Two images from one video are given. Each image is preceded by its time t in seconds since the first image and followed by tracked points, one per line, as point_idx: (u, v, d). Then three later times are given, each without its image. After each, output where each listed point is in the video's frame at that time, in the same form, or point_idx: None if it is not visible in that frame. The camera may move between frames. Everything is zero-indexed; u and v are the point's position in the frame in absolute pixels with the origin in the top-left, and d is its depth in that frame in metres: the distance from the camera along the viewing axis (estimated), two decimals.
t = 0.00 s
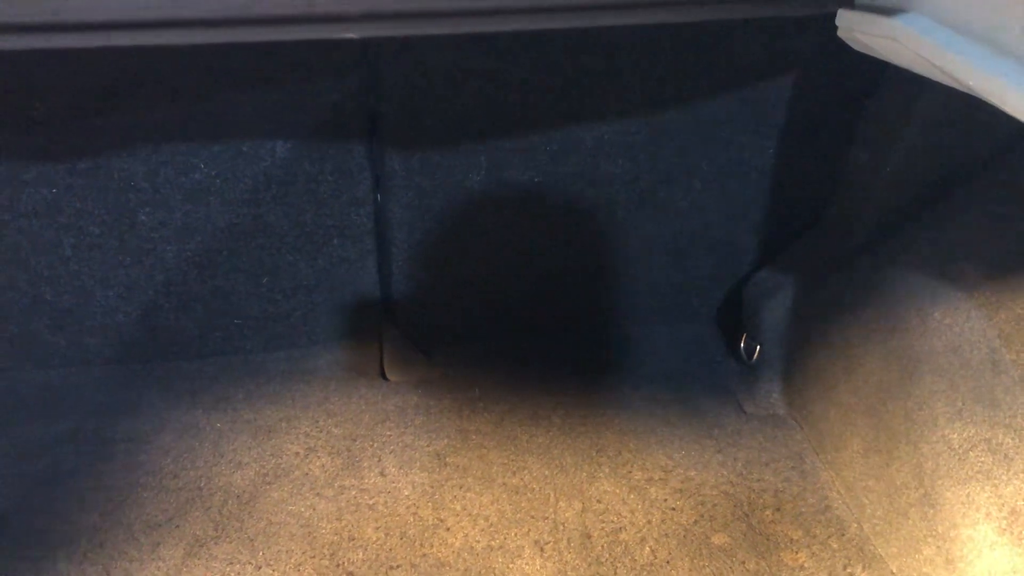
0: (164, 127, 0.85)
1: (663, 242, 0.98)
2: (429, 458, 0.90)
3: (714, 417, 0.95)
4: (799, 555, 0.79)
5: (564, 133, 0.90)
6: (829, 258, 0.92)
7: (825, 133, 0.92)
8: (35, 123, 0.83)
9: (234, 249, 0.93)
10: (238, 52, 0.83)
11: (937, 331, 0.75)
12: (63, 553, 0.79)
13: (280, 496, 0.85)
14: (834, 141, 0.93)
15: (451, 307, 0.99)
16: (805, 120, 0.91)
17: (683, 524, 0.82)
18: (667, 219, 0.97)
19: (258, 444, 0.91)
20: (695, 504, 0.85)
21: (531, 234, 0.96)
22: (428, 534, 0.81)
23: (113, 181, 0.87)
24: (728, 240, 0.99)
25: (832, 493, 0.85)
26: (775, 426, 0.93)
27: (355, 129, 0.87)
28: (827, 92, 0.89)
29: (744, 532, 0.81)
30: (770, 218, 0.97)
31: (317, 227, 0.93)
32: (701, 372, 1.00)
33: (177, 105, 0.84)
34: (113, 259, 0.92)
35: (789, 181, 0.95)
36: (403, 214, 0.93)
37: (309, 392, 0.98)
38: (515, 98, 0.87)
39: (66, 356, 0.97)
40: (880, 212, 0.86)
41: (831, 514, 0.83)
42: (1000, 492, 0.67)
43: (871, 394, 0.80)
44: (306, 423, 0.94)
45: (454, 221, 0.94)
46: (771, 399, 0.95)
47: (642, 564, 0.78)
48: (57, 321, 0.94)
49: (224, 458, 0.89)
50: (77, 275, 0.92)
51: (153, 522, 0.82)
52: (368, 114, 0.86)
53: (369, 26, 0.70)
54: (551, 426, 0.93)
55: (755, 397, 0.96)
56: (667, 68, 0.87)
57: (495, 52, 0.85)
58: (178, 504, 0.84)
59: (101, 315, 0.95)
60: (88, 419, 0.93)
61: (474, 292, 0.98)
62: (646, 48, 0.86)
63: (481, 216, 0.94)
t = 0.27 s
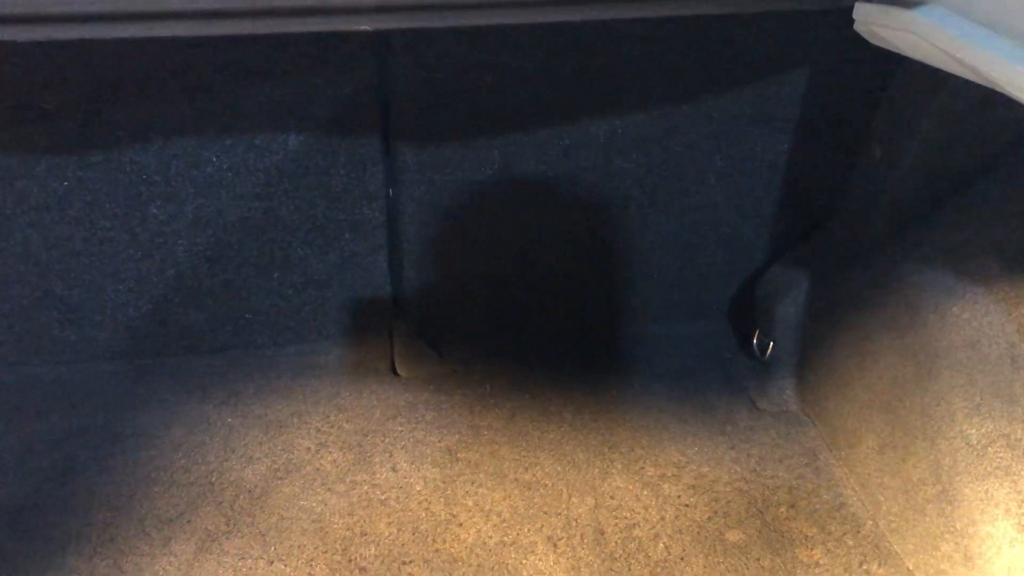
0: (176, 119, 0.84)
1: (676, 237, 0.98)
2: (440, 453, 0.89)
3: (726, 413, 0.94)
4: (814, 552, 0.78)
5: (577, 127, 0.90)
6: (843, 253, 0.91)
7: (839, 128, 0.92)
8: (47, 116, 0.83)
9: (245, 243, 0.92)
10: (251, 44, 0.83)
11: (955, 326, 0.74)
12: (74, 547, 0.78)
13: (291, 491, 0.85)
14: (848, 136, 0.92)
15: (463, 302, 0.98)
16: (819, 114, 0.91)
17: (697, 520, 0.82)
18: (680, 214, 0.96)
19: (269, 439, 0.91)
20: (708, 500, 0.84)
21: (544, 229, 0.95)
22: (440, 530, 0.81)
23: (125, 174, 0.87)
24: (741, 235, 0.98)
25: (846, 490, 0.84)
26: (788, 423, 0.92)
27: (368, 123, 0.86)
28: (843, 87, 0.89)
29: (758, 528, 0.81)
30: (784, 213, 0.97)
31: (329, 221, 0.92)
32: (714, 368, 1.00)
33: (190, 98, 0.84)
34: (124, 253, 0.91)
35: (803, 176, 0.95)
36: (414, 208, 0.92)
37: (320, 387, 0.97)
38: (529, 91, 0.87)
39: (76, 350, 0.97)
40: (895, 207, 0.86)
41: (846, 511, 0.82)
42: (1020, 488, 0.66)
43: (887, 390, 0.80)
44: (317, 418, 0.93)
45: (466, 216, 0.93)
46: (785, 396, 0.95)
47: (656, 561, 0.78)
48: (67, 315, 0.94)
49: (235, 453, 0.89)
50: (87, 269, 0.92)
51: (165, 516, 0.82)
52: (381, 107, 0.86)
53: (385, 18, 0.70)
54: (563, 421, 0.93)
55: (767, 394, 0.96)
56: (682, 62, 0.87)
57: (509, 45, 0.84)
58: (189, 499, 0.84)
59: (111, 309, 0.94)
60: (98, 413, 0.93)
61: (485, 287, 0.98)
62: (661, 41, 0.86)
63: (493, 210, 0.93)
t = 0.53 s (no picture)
0: (192, 119, 0.84)
1: (692, 239, 0.97)
2: (454, 455, 0.89)
3: (743, 416, 0.93)
4: (832, 557, 0.77)
5: (593, 127, 0.89)
6: (862, 254, 0.91)
7: (858, 129, 0.91)
8: (63, 115, 0.83)
9: (259, 243, 0.92)
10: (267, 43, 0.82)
11: (977, 329, 0.74)
12: (87, 548, 0.78)
13: (304, 492, 0.84)
14: (867, 136, 0.91)
15: (477, 303, 0.98)
16: (838, 114, 0.90)
17: (713, 525, 0.81)
18: (696, 215, 0.96)
19: (283, 440, 0.90)
20: (725, 504, 0.83)
21: (559, 230, 0.95)
22: (455, 533, 0.80)
23: (139, 173, 0.87)
24: (758, 236, 0.97)
25: (864, 495, 0.83)
26: (805, 426, 0.91)
27: (383, 122, 0.86)
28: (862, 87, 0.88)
29: (774, 533, 0.80)
30: (801, 215, 0.96)
31: (343, 220, 0.92)
32: (730, 370, 0.99)
33: (205, 98, 0.83)
34: (138, 252, 0.91)
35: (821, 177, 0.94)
36: (429, 208, 0.92)
37: (333, 387, 0.97)
38: (546, 91, 0.86)
39: (89, 350, 0.96)
40: (915, 208, 0.85)
41: (864, 516, 0.81)
42: None
43: (906, 394, 0.79)
44: (330, 419, 0.93)
45: (480, 216, 0.93)
46: (801, 399, 0.94)
47: (672, 566, 0.77)
48: (80, 314, 0.94)
49: (248, 454, 0.89)
50: (101, 268, 0.91)
51: (178, 517, 0.81)
52: (397, 107, 0.85)
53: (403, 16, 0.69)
54: (578, 424, 0.92)
55: (784, 396, 0.95)
56: (700, 62, 0.86)
57: (526, 43, 0.84)
58: (203, 499, 0.83)
59: (125, 308, 0.94)
60: (110, 412, 0.93)
61: (500, 288, 0.97)
62: (679, 41, 0.85)
63: (509, 210, 0.93)
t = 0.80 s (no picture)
0: (214, 123, 0.84)
1: (711, 244, 0.97)
2: (473, 461, 0.88)
3: (762, 423, 0.93)
4: (854, 566, 0.77)
5: (615, 132, 0.89)
6: (882, 261, 0.90)
7: (880, 135, 0.90)
8: (86, 119, 0.83)
9: (279, 247, 0.92)
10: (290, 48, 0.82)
11: (1003, 337, 0.73)
12: (108, 551, 0.78)
13: (324, 497, 0.84)
14: (889, 143, 0.91)
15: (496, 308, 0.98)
16: (861, 121, 0.90)
17: (733, 532, 0.80)
18: (716, 221, 0.95)
19: (302, 444, 0.90)
20: (745, 511, 0.83)
21: (579, 235, 0.94)
22: (475, 538, 0.80)
23: (161, 177, 0.87)
24: (777, 242, 0.97)
25: (885, 503, 0.83)
26: (824, 433, 0.91)
27: (405, 127, 0.86)
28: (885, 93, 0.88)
29: (796, 541, 0.79)
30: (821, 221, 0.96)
31: (363, 225, 0.92)
32: (748, 377, 0.99)
33: (228, 103, 0.84)
34: (158, 255, 0.91)
35: (841, 183, 0.93)
36: (450, 213, 0.92)
37: (351, 391, 0.97)
38: (567, 97, 0.86)
39: (109, 352, 0.97)
40: (937, 215, 0.84)
41: (885, 525, 0.80)
42: None
43: (929, 402, 0.78)
44: (349, 423, 0.93)
45: (500, 221, 0.93)
46: (820, 406, 0.93)
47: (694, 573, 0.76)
48: (100, 317, 0.94)
49: (268, 458, 0.88)
50: (121, 272, 0.92)
51: (198, 520, 0.81)
52: (419, 112, 0.85)
53: (426, 23, 0.68)
54: (597, 429, 0.92)
55: (803, 403, 0.94)
56: (722, 68, 0.86)
57: (548, 49, 0.84)
58: (222, 503, 0.83)
59: (145, 311, 0.94)
60: (130, 415, 0.93)
61: (519, 293, 0.97)
62: (701, 47, 0.85)
63: (528, 216, 0.93)
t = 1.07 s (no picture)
0: (243, 127, 0.85)
1: (737, 251, 0.97)
2: (498, 466, 0.88)
3: (786, 430, 0.93)
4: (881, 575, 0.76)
5: (642, 138, 0.89)
6: (909, 269, 0.90)
7: (908, 143, 0.90)
8: (117, 122, 0.84)
9: (306, 251, 0.92)
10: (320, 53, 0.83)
11: None
12: (136, 552, 0.78)
13: (350, 500, 0.84)
14: (917, 151, 0.91)
15: (521, 313, 0.98)
16: (889, 128, 0.89)
17: (759, 540, 0.80)
18: (742, 227, 0.95)
19: (327, 448, 0.90)
20: (771, 519, 0.82)
21: (604, 241, 0.94)
22: (501, 544, 0.80)
23: (191, 180, 0.87)
24: (803, 250, 0.97)
25: (911, 512, 0.82)
26: (849, 441, 0.91)
27: (433, 132, 0.86)
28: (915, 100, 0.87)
29: (822, 549, 0.79)
30: (848, 228, 0.95)
31: (390, 229, 0.92)
32: (772, 383, 0.98)
33: (258, 107, 0.84)
34: (186, 258, 0.92)
35: (869, 190, 0.93)
36: (476, 218, 0.92)
37: (375, 395, 0.97)
38: (595, 103, 0.86)
39: (136, 353, 0.97)
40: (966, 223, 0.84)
41: (912, 534, 0.80)
42: None
43: (957, 411, 0.78)
44: (374, 427, 0.93)
45: (526, 226, 0.93)
46: (845, 412, 0.93)
47: None
48: (127, 319, 0.95)
49: (294, 461, 0.89)
50: (149, 274, 0.92)
51: (226, 522, 0.82)
52: (447, 117, 0.86)
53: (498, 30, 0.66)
54: (621, 436, 0.92)
55: (827, 410, 0.94)
56: (751, 73, 0.86)
57: (576, 55, 0.84)
58: (249, 505, 0.83)
59: (171, 313, 0.95)
60: (156, 416, 0.93)
61: (543, 298, 0.97)
62: (730, 52, 0.85)
63: (554, 221, 0.93)
